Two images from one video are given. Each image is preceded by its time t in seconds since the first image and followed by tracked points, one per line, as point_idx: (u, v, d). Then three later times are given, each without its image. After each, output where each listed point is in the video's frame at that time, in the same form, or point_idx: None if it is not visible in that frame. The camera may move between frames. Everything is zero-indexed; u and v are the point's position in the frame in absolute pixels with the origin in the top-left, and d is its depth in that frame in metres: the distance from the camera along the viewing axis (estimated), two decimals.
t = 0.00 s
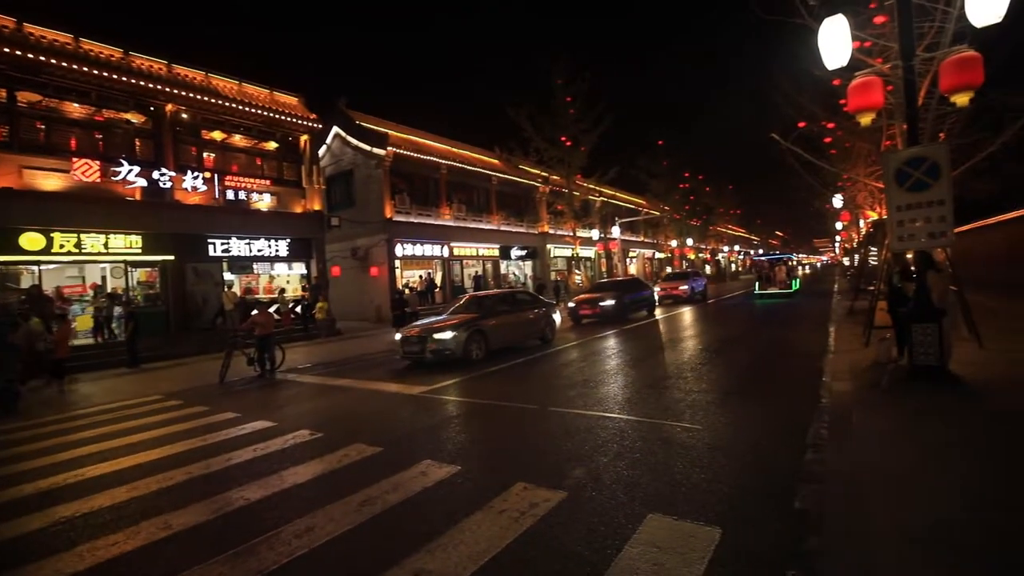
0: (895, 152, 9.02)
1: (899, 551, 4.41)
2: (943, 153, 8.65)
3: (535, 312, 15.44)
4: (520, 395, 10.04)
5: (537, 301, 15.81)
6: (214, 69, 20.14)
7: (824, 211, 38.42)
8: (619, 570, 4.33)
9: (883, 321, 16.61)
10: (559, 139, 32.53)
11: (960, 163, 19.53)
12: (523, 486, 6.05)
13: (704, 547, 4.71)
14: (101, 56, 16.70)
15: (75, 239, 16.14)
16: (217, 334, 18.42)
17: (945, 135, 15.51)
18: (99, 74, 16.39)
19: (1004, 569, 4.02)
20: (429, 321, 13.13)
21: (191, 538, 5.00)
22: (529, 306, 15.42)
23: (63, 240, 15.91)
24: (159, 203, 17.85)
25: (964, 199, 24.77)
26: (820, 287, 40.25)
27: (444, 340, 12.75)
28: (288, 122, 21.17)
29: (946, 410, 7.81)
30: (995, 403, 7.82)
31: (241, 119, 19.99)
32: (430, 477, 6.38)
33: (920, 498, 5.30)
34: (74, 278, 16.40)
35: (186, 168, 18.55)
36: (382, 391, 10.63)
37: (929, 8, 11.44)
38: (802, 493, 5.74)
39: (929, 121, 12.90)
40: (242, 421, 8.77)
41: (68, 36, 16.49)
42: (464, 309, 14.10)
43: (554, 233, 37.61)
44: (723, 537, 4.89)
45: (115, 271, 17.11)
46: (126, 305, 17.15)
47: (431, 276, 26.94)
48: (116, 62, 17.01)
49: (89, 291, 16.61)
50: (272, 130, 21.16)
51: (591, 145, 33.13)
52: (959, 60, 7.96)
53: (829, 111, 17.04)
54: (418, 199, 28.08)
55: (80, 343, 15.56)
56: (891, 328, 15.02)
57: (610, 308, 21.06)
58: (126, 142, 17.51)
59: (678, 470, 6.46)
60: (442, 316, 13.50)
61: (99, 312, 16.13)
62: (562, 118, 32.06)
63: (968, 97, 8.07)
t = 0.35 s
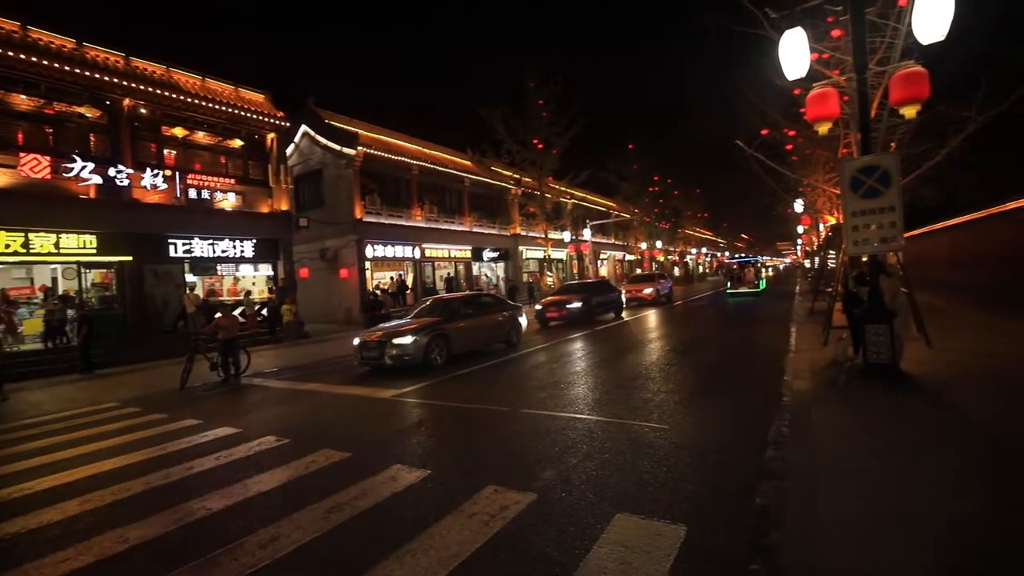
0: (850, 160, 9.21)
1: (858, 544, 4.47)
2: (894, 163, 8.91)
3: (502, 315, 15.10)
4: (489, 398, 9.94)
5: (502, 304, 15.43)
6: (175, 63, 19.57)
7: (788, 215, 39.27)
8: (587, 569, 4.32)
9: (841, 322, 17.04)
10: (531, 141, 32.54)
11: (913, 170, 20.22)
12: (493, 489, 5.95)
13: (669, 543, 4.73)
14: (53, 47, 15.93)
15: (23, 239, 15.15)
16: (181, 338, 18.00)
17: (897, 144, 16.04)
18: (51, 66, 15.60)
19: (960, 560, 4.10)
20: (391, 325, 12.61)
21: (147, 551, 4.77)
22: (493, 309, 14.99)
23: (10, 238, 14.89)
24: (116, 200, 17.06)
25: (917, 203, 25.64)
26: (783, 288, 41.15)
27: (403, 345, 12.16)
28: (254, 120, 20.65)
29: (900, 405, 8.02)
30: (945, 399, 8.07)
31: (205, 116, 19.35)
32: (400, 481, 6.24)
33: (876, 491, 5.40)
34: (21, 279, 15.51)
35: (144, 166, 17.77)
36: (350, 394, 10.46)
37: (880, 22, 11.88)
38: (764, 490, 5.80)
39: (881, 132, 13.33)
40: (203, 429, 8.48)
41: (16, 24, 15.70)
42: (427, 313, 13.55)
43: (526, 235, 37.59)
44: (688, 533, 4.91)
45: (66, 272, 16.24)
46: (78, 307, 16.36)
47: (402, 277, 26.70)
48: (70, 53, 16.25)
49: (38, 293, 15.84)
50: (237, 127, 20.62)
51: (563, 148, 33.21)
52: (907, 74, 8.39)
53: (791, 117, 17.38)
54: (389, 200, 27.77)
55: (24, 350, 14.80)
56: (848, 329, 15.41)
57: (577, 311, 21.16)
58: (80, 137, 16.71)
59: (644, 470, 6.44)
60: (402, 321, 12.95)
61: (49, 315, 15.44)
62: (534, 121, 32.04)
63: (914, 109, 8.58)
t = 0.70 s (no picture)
0: (813, 166, 9.31)
1: (822, 539, 4.49)
2: (855, 170, 9.08)
3: (471, 318, 14.58)
4: (462, 400, 9.83)
5: (471, 307, 14.88)
6: (138, 57, 18.94)
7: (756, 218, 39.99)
8: (560, 570, 4.27)
9: (805, 322, 17.38)
10: (506, 143, 32.49)
11: (874, 176, 20.75)
12: (466, 492, 5.84)
13: (642, 543, 4.69)
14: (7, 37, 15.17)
15: None
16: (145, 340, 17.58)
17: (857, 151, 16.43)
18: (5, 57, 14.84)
19: (921, 553, 4.15)
20: (353, 330, 11.96)
21: (104, 565, 4.55)
22: (461, 312, 14.39)
23: None
24: (72, 198, 16.35)
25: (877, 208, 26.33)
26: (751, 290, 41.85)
27: (365, 350, 11.58)
28: (221, 118, 20.07)
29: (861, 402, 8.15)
30: (903, 396, 8.24)
31: (169, 111, 18.58)
32: (372, 486, 6.09)
33: (839, 486, 5.46)
34: None
35: (104, 162, 17.19)
36: (319, 399, 10.24)
37: (840, 34, 12.17)
38: (732, 487, 5.81)
39: (842, 140, 13.63)
40: (168, 436, 8.20)
41: None
42: (391, 317, 12.93)
43: (501, 237, 37.51)
44: (659, 532, 4.88)
45: (20, 274, 15.62)
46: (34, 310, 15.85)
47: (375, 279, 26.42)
48: (24, 44, 15.51)
49: None
50: (204, 124, 19.96)
51: (538, 150, 33.22)
52: (865, 85, 8.56)
53: (759, 123, 17.65)
54: (362, 200, 27.44)
55: None
56: (812, 329, 15.72)
57: (547, 314, 21.13)
58: (34, 131, 15.87)
59: (616, 470, 6.39)
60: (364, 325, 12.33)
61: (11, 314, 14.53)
62: (509, 122, 31.97)
63: (872, 120, 8.74)
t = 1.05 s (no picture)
0: (782, 171, 9.36)
1: (795, 536, 4.49)
2: (822, 175, 9.17)
3: (443, 320, 14.15)
4: (439, 403, 9.70)
5: (442, 309, 14.40)
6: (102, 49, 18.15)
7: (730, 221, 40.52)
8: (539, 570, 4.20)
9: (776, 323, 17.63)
10: (484, 144, 32.37)
11: (841, 181, 21.13)
12: (444, 495, 5.72)
13: (619, 542, 4.63)
14: None
15: None
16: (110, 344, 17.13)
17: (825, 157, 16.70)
18: None
19: (891, 548, 4.17)
20: (315, 334, 11.35)
21: None
22: (433, 315, 13.92)
23: None
24: (31, 195, 15.76)
25: (846, 211, 26.80)
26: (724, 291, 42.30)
27: (327, 356, 10.96)
28: (191, 114, 19.55)
29: (831, 400, 8.23)
30: (870, 394, 8.34)
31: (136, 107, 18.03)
32: (348, 491, 5.94)
33: (809, 482, 5.47)
34: None
35: (66, 158, 16.58)
36: (292, 403, 10.01)
37: (808, 44, 12.37)
38: (706, 486, 5.80)
39: (810, 148, 13.85)
40: (134, 442, 7.93)
41: None
42: (356, 321, 12.35)
43: (478, 238, 37.36)
44: (635, 531, 4.83)
45: None
46: None
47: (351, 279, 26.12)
48: None
49: None
50: (172, 121, 19.42)
51: (515, 152, 33.15)
52: (832, 95, 8.67)
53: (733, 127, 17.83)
54: (337, 200, 27.09)
55: None
56: (782, 329, 15.93)
57: (523, 315, 21.01)
58: None
59: (594, 471, 6.33)
60: (326, 328, 11.71)
61: None
62: (486, 123, 31.82)
63: (839, 128, 8.86)
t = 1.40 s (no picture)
0: (761, 175, 9.37)
1: (783, 533, 4.44)
2: (799, 180, 9.20)
3: (418, 323, 13.53)
4: (421, 406, 9.55)
5: (416, 311, 13.76)
6: (72, 44, 17.66)
7: (710, 223, 40.89)
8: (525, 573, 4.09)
9: (756, 324, 17.77)
10: (466, 146, 32.24)
11: (819, 184, 21.33)
12: (429, 499, 5.60)
13: (603, 543, 4.55)
14: None
15: None
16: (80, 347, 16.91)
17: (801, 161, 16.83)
18: None
19: (871, 544, 4.15)
20: (282, 338, 10.79)
21: None
22: (407, 318, 13.30)
23: None
24: None
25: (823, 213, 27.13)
26: (705, 292, 42.52)
27: (293, 361, 10.42)
28: (166, 111, 19.17)
29: (811, 399, 8.26)
30: (847, 393, 8.36)
31: (109, 103, 17.52)
32: (330, 496, 5.79)
33: (789, 480, 5.45)
34: None
35: (34, 156, 16.08)
36: (268, 407, 9.78)
37: (785, 51, 12.44)
38: (688, 485, 5.75)
39: (787, 152, 13.93)
40: (105, 449, 7.68)
41: None
42: (325, 324, 11.65)
43: (461, 239, 37.20)
44: (619, 532, 4.75)
45: None
46: None
47: (332, 280, 25.86)
48: None
49: None
50: (147, 118, 18.96)
51: (498, 154, 33.03)
52: (809, 101, 8.69)
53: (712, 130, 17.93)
54: (318, 200, 26.78)
55: None
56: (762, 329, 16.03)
57: (503, 318, 20.72)
58: None
59: (579, 472, 6.23)
60: (296, 330, 11.15)
61: None
62: (468, 124, 31.64)
63: (814, 134, 8.90)
